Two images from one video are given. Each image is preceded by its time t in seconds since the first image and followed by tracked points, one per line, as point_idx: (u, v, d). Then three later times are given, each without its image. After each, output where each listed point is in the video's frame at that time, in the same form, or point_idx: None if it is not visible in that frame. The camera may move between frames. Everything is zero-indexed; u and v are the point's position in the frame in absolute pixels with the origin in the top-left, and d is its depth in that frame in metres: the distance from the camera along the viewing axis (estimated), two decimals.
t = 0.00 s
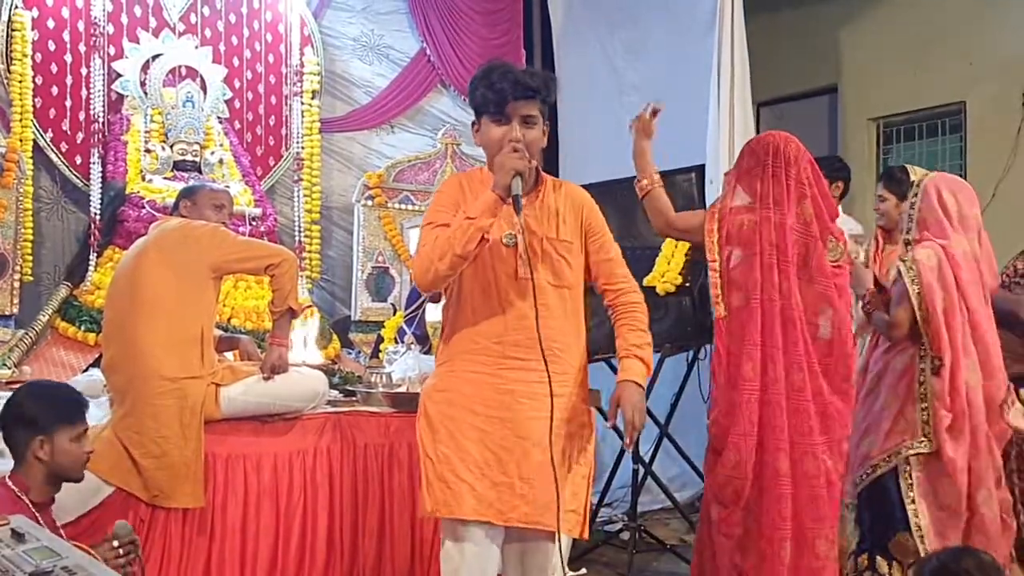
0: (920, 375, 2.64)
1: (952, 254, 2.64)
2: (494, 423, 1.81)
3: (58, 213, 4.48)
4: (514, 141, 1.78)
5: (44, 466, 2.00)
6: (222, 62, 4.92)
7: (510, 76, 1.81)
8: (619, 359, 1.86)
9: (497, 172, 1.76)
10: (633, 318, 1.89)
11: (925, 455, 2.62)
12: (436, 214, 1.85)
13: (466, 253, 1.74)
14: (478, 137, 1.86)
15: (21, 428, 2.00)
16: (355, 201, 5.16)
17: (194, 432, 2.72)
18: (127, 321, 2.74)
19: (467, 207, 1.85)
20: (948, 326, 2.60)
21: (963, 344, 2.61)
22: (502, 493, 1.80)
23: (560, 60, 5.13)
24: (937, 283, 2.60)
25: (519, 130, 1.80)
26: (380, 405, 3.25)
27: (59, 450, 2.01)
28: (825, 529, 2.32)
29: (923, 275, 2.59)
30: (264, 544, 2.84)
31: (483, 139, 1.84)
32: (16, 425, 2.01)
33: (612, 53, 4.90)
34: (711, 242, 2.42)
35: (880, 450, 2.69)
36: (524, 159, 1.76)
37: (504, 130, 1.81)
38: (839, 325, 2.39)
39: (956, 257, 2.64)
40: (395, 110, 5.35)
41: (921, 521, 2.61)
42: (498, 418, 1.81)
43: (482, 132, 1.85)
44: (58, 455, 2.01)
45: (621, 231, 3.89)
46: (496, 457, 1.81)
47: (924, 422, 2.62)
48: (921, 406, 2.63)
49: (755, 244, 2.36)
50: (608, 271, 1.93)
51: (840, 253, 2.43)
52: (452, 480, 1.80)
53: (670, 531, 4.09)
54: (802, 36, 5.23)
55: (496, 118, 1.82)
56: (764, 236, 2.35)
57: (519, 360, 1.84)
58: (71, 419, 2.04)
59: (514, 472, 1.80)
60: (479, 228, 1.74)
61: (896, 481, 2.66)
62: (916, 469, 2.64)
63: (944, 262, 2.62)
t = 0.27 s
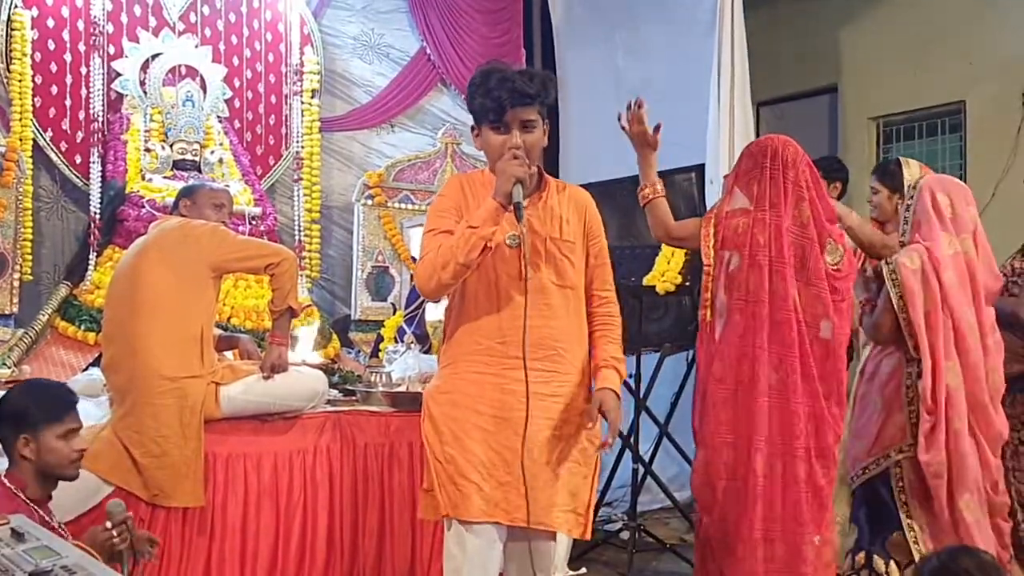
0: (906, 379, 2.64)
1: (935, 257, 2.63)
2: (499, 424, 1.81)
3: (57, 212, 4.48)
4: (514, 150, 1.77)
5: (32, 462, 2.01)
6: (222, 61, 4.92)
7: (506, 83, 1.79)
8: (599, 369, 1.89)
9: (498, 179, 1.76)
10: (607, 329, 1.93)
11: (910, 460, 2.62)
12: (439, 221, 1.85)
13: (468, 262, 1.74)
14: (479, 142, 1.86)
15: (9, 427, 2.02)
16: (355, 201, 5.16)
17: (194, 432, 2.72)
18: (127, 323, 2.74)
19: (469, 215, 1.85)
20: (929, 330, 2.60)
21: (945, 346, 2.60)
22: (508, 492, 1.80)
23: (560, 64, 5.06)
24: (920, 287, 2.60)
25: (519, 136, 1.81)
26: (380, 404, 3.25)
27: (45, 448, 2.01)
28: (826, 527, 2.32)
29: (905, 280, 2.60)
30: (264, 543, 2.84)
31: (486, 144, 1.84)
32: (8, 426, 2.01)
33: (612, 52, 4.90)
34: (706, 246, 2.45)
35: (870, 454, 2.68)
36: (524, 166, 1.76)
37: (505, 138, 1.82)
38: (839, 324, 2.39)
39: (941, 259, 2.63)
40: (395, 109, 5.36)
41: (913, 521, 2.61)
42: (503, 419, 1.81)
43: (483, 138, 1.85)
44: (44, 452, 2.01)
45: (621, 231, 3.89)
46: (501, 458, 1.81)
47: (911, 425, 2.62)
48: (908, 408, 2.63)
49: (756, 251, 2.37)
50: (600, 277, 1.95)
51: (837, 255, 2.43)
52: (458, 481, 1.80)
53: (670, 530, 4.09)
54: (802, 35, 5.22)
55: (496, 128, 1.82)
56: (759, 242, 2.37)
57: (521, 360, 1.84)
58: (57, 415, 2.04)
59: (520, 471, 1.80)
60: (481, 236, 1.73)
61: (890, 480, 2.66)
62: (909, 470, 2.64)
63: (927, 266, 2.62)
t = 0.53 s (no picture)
0: (905, 375, 2.64)
1: (935, 256, 2.63)
2: (497, 424, 1.81)
3: (58, 211, 4.48)
4: (519, 141, 1.78)
5: (24, 459, 2.07)
6: (223, 61, 4.92)
7: (516, 77, 1.81)
8: (602, 371, 1.90)
9: (502, 170, 1.77)
10: (615, 331, 1.94)
11: (907, 455, 2.62)
12: (442, 214, 1.85)
13: (470, 253, 1.74)
14: (484, 139, 1.86)
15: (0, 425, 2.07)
16: (356, 201, 5.17)
17: (193, 431, 2.72)
18: (128, 322, 2.74)
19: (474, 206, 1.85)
20: (929, 329, 2.60)
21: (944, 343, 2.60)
22: (502, 493, 1.79)
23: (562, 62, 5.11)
24: (919, 284, 2.60)
25: (524, 130, 1.80)
26: (380, 404, 3.24)
27: (37, 446, 2.07)
28: (826, 528, 2.32)
29: (904, 278, 2.59)
30: (264, 543, 2.84)
31: (490, 140, 1.84)
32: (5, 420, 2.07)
33: (613, 52, 4.90)
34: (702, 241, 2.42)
35: (872, 450, 2.69)
36: (528, 158, 1.76)
37: (509, 132, 1.81)
38: (839, 325, 2.39)
39: (941, 257, 2.63)
40: (396, 109, 5.36)
41: (913, 520, 2.60)
42: (501, 419, 1.81)
43: (489, 134, 1.85)
44: (35, 448, 2.06)
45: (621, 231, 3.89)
46: (498, 459, 1.80)
47: (909, 421, 2.62)
48: (907, 405, 2.63)
49: (753, 248, 2.33)
50: (605, 279, 1.96)
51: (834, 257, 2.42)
52: (452, 479, 1.80)
53: (670, 531, 4.10)
54: (803, 36, 5.22)
55: (502, 120, 1.82)
56: (754, 237, 2.34)
57: (521, 360, 1.84)
58: (46, 411, 2.10)
59: (514, 473, 1.79)
60: (484, 227, 1.73)
61: (889, 479, 2.65)
62: (909, 466, 2.62)
63: (926, 266, 2.61)
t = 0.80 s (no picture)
0: (911, 381, 2.64)
1: (944, 257, 2.63)
2: (497, 424, 1.81)
3: (56, 210, 4.47)
4: (519, 148, 1.78)
5: (16, 457, 2.08)
6: (221, 61, 4.92)
7: (510, 83, 1.81)
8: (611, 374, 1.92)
9: (500, 176, 1.78)
10: (618, 333, 1.95)
11: (911, 461, 2.60)
12: (440, 218, 1.86)
13: (468, 257, 1.75)
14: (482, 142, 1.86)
15: None
16: (354, 201, 5.18)
17: (191, 431, 2.72)
18: (126, 323, 2.74)
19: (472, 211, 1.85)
20: (939, 335, 2.60)
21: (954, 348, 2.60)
22: (504, 494, 1.79)
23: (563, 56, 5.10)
24: (929, 291, 2.60)
25: (521, 136, 1.80)
26: (378, 405, 3.24)
27: (27, 443, 2.09)
28: (821, 529, 2.32)
29: (915, 284, 2.59)
30: (261, 542, 2.85)
31: (488, 143, 1.83)
32: None
33: (612, 52, 4.91)
34: (695, 245, 2.40)
35: (873, 455, 2.67)
36: (527, 164, 1.77)
37: (507, 136, 1.81)
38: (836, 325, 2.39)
39: (951, 261, 2.63)
40: (394, 110, 5.35)
41: (912, 523, 2.59)
42: (501, 420, 1.81)
43: (486, 138, 1.85)
44: (25, 446, 2.08)
45: (619, 232, 3.89)
46: (498, 459, 1.80)
47: (915, 428, 2.60)
48: (912, 412, 2.62)
49: (743, 252, 2.32)
50: (607, 280, 1.96)
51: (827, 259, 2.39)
52: (453, 481, 1.80)
53: (667, 531, 4.10)
54: (801, 38, 5.23)
55: (500, 124, 1.82)
56: (745, 241, 2.33)
57: (521, 361, 1.84)
58: (35, 408, 2.12)
59: (514, 473, 1.79)
60: (481, 233, 1.74)
61: (889, 482, 2.65)
62: (909, 471, 2.62)
63: (936, 269, 2.61)
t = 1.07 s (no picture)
0: (915, 382, 2.63)
1: (950, 258, 2.63)
2: (504, 427, 1.81)
3: (58, 209, 4.49)
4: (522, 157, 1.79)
5: (13, 454, 2.19)
6: (223, 61, 4.92)
7: (513, 89, 1.81)
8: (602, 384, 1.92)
9: (504, 186, 1.79)
10: (615, 336, 1.96)
11: (920, 460, 2.60)
12: (445, 226, 1.86)
13: (475, 269, 1.75)
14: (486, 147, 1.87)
15: None
16: (356, 201, 5.16)
17: (193, 431, 2.73)
18: (128, 323, 2.74)
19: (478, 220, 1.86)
20: (943, 335, 2.59)
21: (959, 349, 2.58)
22: (511, 496, 1.80)
23: (568, 58, 5.12)
24: (934, 292, 2.59)
25: (525, 142, 1.81)
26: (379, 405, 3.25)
27: (26, 441, 2.20)
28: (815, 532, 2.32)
29: (919, 283, 2.58)
30: (262, 541, 2.85)
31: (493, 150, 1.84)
32: None
33: (615, 52, 4.91)
34: (698, 246, 2.43)
35: (876, 457, 2.69)
36: (530, 172, 1.78)
37: (511, 142, 1.82)
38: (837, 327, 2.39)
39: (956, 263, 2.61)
40: (397, 110, 5.36)
41: (914, 524, 2.60)
42: (508, 422, 1.81)
43: (490, 143, 1.85)
44: (23, 443, 2.19)
45: (621, 234, 3.90)
46: (504, 460, 1.81)
47: (920, 428, 2.60)
48: (918, 411, 2.61)
49: (745, 255, 2.33)
50: (608, 283, 1.97)
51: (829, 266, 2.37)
52: (460, 484, 1.80)
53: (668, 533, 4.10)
54: (803, 40, 5.23)
55: (504, 131, 1.82)
56: (745, 245, 2.34)
57: (527, 363, 1.84)
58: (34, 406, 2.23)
59: (521, 475, 1.80)
60: (488, 243, 1.74)
61: (893, 484, 2.65)
62: (914, 470, 2.63)
63: (942, 270, 2.61)
